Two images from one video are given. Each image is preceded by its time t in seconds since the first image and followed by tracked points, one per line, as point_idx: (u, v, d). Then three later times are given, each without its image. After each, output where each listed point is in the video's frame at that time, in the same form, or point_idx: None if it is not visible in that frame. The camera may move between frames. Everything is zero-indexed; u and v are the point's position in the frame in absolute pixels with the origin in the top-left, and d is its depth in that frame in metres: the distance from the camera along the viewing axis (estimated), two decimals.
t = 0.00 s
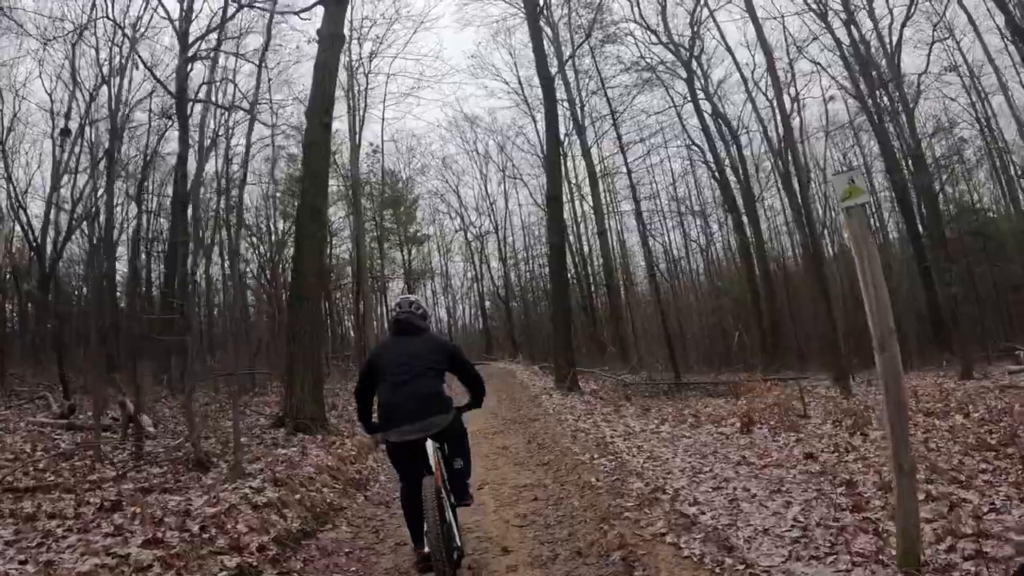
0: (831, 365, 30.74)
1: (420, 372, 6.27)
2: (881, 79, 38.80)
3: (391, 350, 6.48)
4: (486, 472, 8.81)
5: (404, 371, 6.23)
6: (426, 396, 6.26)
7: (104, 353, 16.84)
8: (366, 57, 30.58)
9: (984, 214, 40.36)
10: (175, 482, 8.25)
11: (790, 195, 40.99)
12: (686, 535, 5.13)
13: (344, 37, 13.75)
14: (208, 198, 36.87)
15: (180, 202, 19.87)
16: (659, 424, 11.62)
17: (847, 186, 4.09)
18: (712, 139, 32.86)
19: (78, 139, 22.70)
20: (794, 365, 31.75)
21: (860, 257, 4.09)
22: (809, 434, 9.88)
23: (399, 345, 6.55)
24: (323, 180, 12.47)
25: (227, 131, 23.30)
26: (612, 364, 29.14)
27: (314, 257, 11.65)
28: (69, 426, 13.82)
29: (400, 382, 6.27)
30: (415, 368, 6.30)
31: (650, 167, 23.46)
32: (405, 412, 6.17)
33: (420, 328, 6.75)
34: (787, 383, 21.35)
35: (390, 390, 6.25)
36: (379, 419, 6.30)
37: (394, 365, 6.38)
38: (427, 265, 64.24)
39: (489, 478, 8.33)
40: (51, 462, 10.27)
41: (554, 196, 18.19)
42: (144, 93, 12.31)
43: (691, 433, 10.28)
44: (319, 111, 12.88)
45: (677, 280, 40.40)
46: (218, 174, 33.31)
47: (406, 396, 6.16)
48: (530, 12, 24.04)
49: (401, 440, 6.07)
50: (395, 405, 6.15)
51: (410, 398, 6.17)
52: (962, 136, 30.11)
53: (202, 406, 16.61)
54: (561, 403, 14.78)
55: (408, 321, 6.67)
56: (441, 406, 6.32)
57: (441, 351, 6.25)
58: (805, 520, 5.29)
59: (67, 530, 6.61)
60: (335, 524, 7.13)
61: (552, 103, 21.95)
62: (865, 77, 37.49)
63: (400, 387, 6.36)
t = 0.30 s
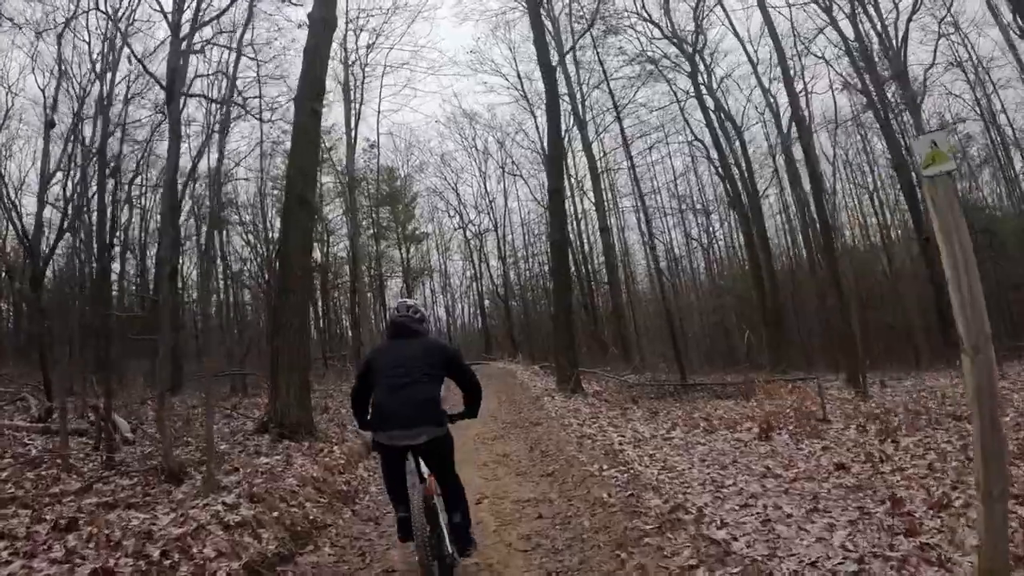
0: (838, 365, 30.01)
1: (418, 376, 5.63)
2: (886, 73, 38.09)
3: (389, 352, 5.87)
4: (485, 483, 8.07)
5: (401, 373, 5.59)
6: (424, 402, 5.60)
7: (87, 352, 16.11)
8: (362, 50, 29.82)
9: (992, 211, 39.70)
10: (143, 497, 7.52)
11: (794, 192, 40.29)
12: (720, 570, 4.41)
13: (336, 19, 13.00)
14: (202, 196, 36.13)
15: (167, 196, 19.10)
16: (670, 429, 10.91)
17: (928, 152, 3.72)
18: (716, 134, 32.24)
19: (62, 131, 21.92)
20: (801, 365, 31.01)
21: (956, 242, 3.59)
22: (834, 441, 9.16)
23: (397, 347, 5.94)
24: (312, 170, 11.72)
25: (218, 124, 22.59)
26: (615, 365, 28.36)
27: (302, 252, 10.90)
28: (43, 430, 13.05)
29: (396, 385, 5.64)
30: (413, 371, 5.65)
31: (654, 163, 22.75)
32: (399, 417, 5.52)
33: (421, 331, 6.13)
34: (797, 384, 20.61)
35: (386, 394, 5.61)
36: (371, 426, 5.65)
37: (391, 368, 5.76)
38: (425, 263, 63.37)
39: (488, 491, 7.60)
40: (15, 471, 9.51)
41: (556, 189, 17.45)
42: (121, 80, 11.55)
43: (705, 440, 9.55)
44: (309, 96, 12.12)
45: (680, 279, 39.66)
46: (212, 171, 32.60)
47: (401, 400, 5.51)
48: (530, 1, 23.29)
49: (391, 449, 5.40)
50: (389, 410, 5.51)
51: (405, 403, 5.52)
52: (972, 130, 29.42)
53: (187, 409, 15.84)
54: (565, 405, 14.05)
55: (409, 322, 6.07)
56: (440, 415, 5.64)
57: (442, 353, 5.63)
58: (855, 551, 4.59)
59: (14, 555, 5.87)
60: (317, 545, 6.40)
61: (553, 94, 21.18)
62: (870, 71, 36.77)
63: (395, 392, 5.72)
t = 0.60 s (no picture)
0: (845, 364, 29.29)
1: (409, 377, 5.68)
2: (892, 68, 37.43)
3: (380, 353, 5.93)
4: (484, 495, 7.35)
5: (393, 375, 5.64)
6: (416, 403, 5.66)
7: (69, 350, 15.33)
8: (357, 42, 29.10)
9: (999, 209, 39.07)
10: (105, 512, 6.79)
11: (799, 188, 39.56)
12: None
13: None
14: (195, 192, 35.33)
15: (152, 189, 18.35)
16: (681, 432, 10.22)
17: None
18: (721, 129, 31.54)
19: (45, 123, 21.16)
20: (808, 365, 30.28)
21: None
22: (862, 447, 8.46)
23: (388, 349, 5.98)
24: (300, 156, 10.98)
25: (208, 117, 21.86)
26: (617, 365, 27.58)
27: (287, 244, 10.17)
28: (13, 433, 12.26)
29: (389, 386, 5.71)
30: (404, 372, 5.69)
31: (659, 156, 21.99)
32: (392, 419, 5.61)
33: (411, 330, 6.15)
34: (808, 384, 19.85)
35: (379, 395, 5.69)
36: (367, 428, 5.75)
37: (382, 369, 5.82)
38: (423, 262, 62.49)
39: (487, 504, 6.87)
40: None
41: (558, 181, 16.70)
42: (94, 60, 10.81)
43: (722, 445, 8.84)
44: (297, 79, 11.37)
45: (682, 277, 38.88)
46: (205, 166, 31.81)
47: (394, 402, 5.57)
48: None
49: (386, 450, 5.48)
50: (382, 412, 5.59)
51: (398, 405, 5.58)
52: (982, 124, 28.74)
53: (171, 412, 15.08)
54: (568, 407, 13.32)
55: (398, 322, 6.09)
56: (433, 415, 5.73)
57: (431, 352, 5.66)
58: None
59: None
60: (294, 569, 5.67)
61: (555, 85, 20.44)
62: (876, 65, 36.09)
63: (389, 394, 5.79)
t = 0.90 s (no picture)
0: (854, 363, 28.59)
1: (409, 374, 5.98)
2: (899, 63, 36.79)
3: (380, 350, 6.19)
4: (485, 506, 6.74)
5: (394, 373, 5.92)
6: (416, 397, 5.96)
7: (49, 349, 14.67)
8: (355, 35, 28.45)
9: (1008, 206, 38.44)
10: (65, 527, 6.16)
11: (805, 185, 38.86)
12: None
13: None
14: (190, 190, 34.65)
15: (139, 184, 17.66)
16: (695, 436, 9.59)
17: None
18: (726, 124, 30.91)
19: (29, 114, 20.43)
20: (816, 364, 29.58)
21: None
22: (894, 454, 7.84)
23: (388, 345, 6.24)
24: (288, 142, 10.30)
25: (199, 110, 21.21)
26: (621, 365, 26.88)
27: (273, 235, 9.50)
28: None
29: (390, 382, 6.00)
30: (404, 369, 5.97)
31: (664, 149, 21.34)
32: (393, 414, 5.93)
33: (409, 326, 6.42)
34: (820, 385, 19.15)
35: (380, 390, 5.99)
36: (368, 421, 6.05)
37: (382, 366, 6.09)
38: (422, 261, 61.75)
39: (488, 516, 6.27)
40: None
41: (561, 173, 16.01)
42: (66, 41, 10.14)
43: (743, 451, 8.18)
44: (286, 61, 10.70)
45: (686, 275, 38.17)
46: (199, 162, 31.14)
47: (395, 399, 5.88)
48: None
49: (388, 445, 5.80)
50: (383, 408, 5.90)
51: (399, 401, 5.88)
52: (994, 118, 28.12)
53: (156, 414, 14.40)
54: (573, 408, 12.67)
55: (397, 318, 6.33)
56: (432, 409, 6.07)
57: (431, 351, 5.96)
58: None
59: None
60: None
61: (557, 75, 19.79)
62: (883, 60, 35.48)
63: (389, 389, 6.08)
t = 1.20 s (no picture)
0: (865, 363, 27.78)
1: (412, 373, 5.62)
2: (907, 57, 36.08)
3: (383, 348, 5.86)
4: (484, 523, 6.10)
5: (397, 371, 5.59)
6: (418, 398, 5.60)
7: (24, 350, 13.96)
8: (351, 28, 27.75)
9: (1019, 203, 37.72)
10: (11, 547, 5.52)
11: (810, 182, 38.14)
12: None
13: None
14: (184, 187, 33.97)
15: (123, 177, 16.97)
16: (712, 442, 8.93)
17: None
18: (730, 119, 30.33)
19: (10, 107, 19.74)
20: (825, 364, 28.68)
21: None
22: (932, 463, 7.20)
23: (391, 344, 5.93)
24: (274, 129, 9.66)
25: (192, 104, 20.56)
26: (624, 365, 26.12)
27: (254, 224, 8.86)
28: None
29: (392, 380, 5.64)
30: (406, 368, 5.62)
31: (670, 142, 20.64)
32: (392, 415, 5.51)
33: (414, 327, 6.10)
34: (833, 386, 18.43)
35: (380, 390, 5.60)
36: (364, 422, 5.62)
37: (386, 363, 5.75)
38: (421, 260, 60.97)
39: (487, 535, 5.66)
40: None
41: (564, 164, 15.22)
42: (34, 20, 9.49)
43: (766, 459, 7.51)
44: (274, 41, 10.01)
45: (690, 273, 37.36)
46: (193, 159, 30.47)
47: (397, 396, 5.53)
48: None
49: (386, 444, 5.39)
50: (384, 407, 5.50)
51: (400, 400, 5.51)
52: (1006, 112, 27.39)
53: (138, 417, 13.72)
54: (577, 411, 11.95)
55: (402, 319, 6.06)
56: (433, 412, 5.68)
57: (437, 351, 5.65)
58: None
59: None
60: None
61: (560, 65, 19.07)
62: (891, 54, 34.78)
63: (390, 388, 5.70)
